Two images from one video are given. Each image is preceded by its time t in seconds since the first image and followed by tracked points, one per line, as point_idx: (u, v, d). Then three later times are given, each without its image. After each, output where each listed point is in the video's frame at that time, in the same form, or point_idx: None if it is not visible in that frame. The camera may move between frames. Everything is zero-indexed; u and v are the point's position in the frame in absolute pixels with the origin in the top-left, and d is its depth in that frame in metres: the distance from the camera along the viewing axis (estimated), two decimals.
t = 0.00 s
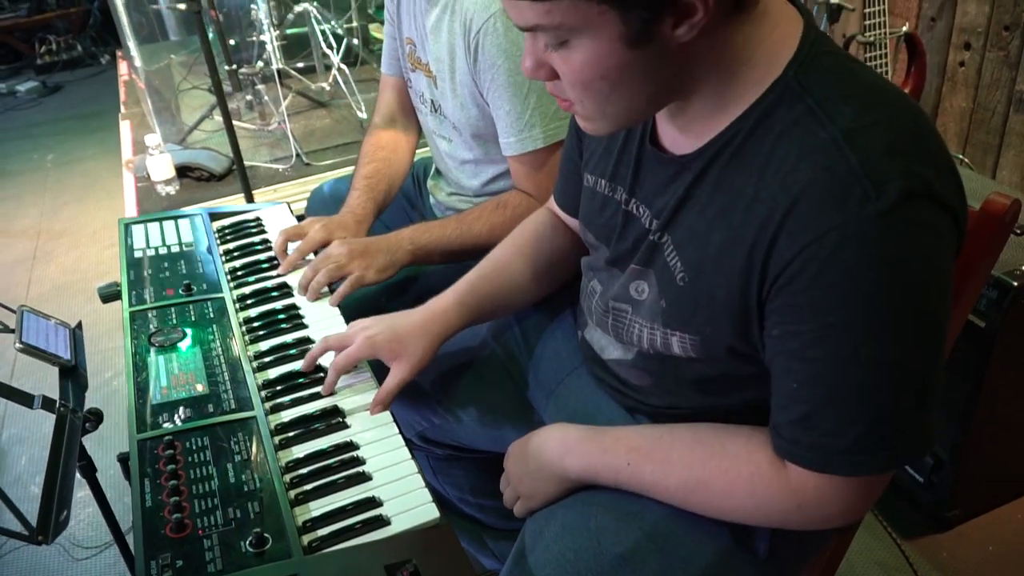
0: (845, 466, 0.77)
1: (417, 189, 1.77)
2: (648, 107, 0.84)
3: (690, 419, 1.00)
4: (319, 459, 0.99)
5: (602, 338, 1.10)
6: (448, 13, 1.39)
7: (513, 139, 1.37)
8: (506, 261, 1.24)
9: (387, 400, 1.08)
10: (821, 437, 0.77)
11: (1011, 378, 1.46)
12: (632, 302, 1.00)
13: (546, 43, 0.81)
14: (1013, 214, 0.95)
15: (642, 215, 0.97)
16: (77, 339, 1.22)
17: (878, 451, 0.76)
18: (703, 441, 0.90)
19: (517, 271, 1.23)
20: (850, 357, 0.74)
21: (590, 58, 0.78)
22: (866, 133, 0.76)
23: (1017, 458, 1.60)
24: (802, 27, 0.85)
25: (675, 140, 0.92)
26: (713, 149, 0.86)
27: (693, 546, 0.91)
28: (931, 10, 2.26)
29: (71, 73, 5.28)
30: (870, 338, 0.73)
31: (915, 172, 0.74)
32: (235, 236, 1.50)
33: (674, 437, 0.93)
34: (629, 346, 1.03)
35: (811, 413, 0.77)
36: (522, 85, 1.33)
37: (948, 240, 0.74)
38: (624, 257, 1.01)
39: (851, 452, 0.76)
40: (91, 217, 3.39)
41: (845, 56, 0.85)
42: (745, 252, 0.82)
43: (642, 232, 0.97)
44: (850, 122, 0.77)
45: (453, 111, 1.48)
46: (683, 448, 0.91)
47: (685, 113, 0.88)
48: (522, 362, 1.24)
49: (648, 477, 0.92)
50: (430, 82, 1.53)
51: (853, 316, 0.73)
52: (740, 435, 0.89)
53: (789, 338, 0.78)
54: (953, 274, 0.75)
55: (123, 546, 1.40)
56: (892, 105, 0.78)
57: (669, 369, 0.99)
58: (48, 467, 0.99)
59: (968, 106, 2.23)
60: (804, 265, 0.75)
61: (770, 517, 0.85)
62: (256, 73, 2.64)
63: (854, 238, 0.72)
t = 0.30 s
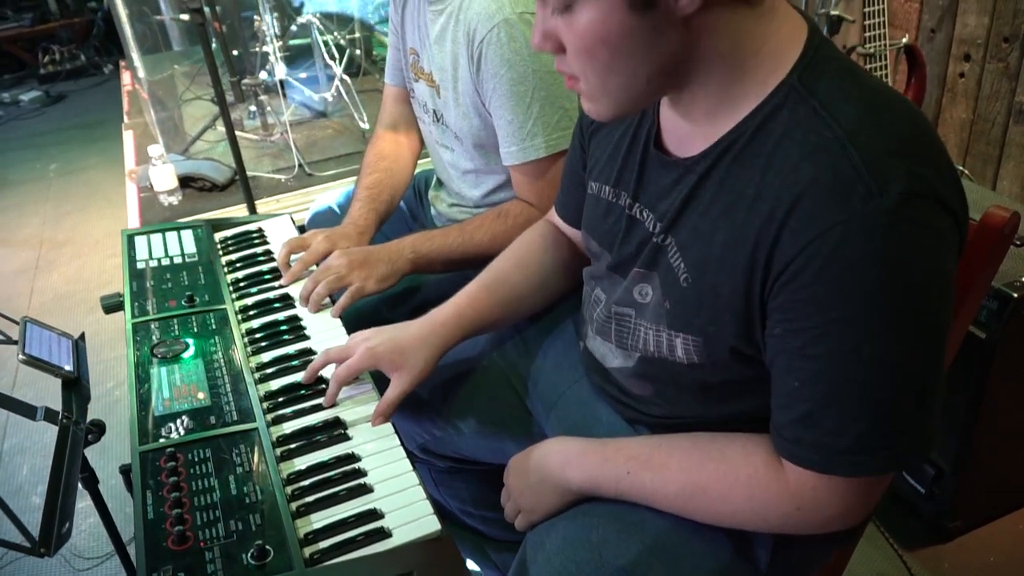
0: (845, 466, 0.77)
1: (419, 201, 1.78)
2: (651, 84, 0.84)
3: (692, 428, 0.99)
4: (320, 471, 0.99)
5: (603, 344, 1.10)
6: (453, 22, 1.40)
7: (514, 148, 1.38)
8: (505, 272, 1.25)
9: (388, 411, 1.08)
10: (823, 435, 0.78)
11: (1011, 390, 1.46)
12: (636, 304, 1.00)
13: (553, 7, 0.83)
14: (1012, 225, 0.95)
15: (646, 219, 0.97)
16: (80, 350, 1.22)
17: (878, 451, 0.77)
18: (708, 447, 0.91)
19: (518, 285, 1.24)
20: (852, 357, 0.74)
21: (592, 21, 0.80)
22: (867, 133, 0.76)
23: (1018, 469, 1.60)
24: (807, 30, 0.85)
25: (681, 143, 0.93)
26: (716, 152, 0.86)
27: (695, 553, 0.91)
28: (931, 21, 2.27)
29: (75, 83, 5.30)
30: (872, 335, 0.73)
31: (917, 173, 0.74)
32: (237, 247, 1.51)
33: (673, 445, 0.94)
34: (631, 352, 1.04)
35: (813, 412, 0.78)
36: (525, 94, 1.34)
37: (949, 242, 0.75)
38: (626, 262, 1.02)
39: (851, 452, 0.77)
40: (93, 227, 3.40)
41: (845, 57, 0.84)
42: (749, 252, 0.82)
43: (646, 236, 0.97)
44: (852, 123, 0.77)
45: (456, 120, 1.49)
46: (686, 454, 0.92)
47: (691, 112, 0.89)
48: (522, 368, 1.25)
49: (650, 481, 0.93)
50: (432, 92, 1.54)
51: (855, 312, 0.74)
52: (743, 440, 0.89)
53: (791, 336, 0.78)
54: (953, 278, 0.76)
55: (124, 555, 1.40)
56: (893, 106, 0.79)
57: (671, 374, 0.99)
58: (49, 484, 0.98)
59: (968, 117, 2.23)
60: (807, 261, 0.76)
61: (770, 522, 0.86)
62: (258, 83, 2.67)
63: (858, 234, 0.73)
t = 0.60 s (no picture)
0: (843, 464, 0.77)
1: (419, 213, 1.78)
2: (652, 57, 0.84)
3: (696, 438, 0.98)
4: (320, 484, 0.99)
5: (603, 349, 1.09)
6: (464, 29, 1.41)
7: (521, 156, 1.37)
8: (505, 285, 1.25)
9: (388, 425, 1.08)
10: (821, 432, 0.78)
11: (1012, 401, 1.46)
12: (636, 304, 1.00)
13: None
14: (1010, 239, 0.95)
15: (645, 220, 0.96)
16: (81, 363, 1.22)
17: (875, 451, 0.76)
18: (712, 452, 0.91)
19: (521, 298, 1.24)
20: (851, 354, 0.74)
21: None
22: (867, 130, 0.76)
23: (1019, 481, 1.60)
24: (809, 36, 0.84)
25: (683, 143, 0.93)
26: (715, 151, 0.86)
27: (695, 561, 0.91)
28: (930, 33, 2.28)
29: (76, 92, 5.32)
30: (873, 330, 0.73)
31: (916, 171, 0.74)
32: (238, 259, 1.51)
33: (671, 453, 0.94)
34: (630, 356, 1.03)
35: (811, 409, 0.78)
36: (535, 102, 1.33)
37: (947, 244, 0.75)
38: (625, 263, 1.01)
39: (850, 449, 0.77)
40: (94, 237, 3.41)
41: (844, 62, 0.84)
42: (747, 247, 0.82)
43: (646, 236, 0.96)
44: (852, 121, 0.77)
45: (462, 129, 1.49)
46: (687, 461, 0.92)
47: (691, 106, 0.89)
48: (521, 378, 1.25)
49: (650, 487, 0.93)
50: (439, 99, 1.54)
51: (856, 306, 0.74)
52: (747, 445, 0.89)
53: (790, 332, 0.78)
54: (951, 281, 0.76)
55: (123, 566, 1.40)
56: (890, 108, 0.79)
57: (669, 380, 0.98)
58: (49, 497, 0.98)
59: (967, 128, 2.24)
60: (808, 255, 0.76)
61: (768, 525, 0.86)
62: (259, 94, 2.68)
63: (858, 228, 0.73)
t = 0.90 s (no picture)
0: (841, 473, 0.77)
1: (419, 229, 1.78)
2: (653, 68, 0.84)
3: (698, 450, 0.98)
4: (320, 501, 0.99)
5: (603, 362, 1.09)
6: (474, 43, 1.41)
7: (529, 168, 1.37)
8: (504, 303, 1.26)
9: (388, 442, 1.08)
10: (819, 442, 0.78)
11: (1010, 416, 1.47)
12: (636, 316, 1.00)
13: None
14: (1005, 255, 0.96)
15: (645, 234, 0.96)
16: (81, 379, 1.22)
17: (872, 461, 0.77)
18: (712, 464, 0.91)
19: (522, 316, 1.25)
20: (849, 368, 0.75)
21: None
22: (863, 144, 0.76)
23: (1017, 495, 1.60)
24: (806, 51, 0.85)
25: (681, 155, 0.93)
26: (714, 163, 0.86)
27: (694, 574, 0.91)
28: (927, 47, 2.30)
29: (76, 104, 5.34)
30: (869, 343, 0.74)
31: (913, 184, 0.75)
32: (239, 274, 1.51)
33: (669, 465, 0.94)
34: (631, 369, 1.03)
35: (809, 418, 0.78)
36: (545, 116, 1.34)
37: (945, 257, 0.75)
38: (625, 276, 1.01)
39: (848, 458, 0.77)
40: (94, 249, 3.41)
41: (839, 78, 0.85)
42: (746, 259, 0.82)
43: (646, 248, 0.96)
44: (850, 134, 0.77)
45: (469, 142, 1.49)
46: (686, 472, 0.92)
47: (689, 117, 0.89)
48: (520, 395, 1.25)
49: (650, 500, 0.93)
50: (446, 112, 1.54)
51: (852, 319, 0.74)
52: (747, 457, 0.89)
53: (787, 341, 0.78)
54: (948, 295, 0.76)
55: None
56: (887, 124, 0.79)
57: (668, 392, 0.98)
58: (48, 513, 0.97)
59: (964, 142, 2.25)
60: (805, 265, 0.76)
61: (767, 536, 0.86)
62: (259, 108, 2.71)
63: (854, 241, 0.73)
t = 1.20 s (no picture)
0: (838, 493, 0.78)
1: (420, 247, 1.79)
2: (653, 95, 0.85)
3: (698, 469, 0.98)
4: (320, 521, 1.00)
5: (603, 381, 1.10)
6: (474, 64, 1.43)
7: (530, 189, 1.38)
8: (503, 322, 1.26)
9: (387, 462, 1.09)
10: (817, 462, 0.78)
11: (1009, 434, 1.47)
12: (636, 336, 1.00)
13: (566, 11, 0.85)
14: (1003, 276, 0.96)
15: (646, 254, 0.97)
16: (82, 398, 1.22)
17: (869, 482, 0.77)
18: (711, 483, 0.91)
19: (522, 335, 1.26)
20: (846, 389, 0.75)
21: (602, 18, 0.81)
22: (859, 167, 0.77)
23: (1017, 512, 1.60)
24: (802, 73, 0.86)
25: (680, 176, 0.94)
26: (712, 185, 0.87)
27: None
28: (923, 65, 2.31)
29: (78, 119, 5.36)
30: (864, 364, 0.74)
31: (907, 207, 0.75)
32: (239, 292, 1.52)
33: (667, 484, 0.94)
34: (631, 388, 1.04)
35: (805, 438, 0.78)
36: (545, 138, 1.35)
37: (940, 280, 0.76)
38: (625, 295, 1.02)
39: (844, 479, 0.77)
40: (95, 264, 3.42)
41: (835, 101, 0.86)
42: (743, 280, 0.82)
43: (646, 268, 0.97)
44: (846, 156, 0.78)
45: (469, 161, 1.50)
46: (685, 492, 0.92)
47: (688, 141, 0.90)
48: (519, 413, 1.25)
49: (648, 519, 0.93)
50: (446, 131, 1.55)
51: (847, 341, 0.74)
52: (745, 476, 0.89)
53: (782, 361, 0.79)
54: (944, 317, 0.76)
55: None
56: (883, 147, 0.80)
57: (667, 411, 0.99)
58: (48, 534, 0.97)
59: (961, 159, 2.26)
60: (800, 286, 0.76)
61: (765, 555, 0.86)
62: (261, 124, 2.70)
63: (849, 262, 0.74)
